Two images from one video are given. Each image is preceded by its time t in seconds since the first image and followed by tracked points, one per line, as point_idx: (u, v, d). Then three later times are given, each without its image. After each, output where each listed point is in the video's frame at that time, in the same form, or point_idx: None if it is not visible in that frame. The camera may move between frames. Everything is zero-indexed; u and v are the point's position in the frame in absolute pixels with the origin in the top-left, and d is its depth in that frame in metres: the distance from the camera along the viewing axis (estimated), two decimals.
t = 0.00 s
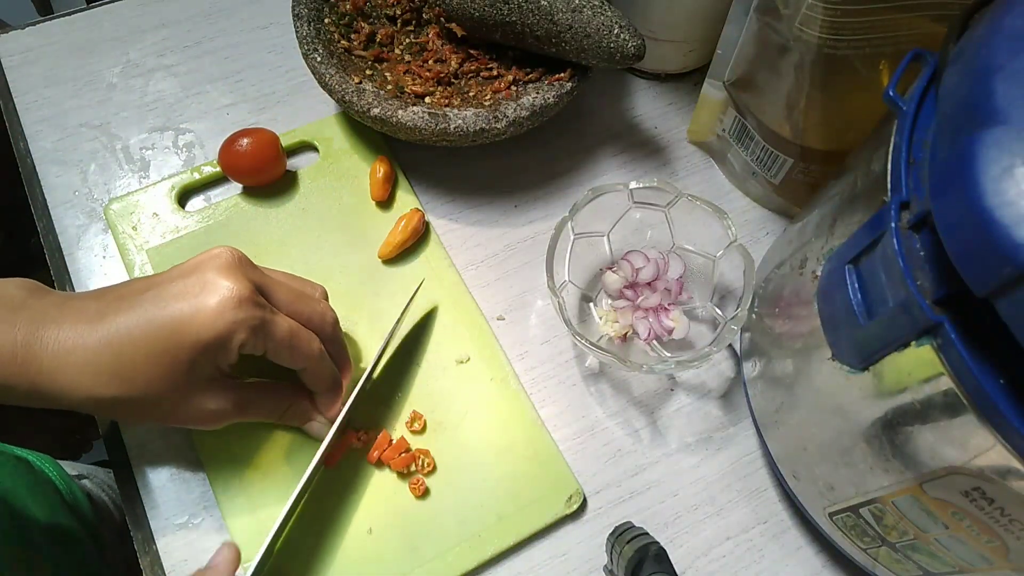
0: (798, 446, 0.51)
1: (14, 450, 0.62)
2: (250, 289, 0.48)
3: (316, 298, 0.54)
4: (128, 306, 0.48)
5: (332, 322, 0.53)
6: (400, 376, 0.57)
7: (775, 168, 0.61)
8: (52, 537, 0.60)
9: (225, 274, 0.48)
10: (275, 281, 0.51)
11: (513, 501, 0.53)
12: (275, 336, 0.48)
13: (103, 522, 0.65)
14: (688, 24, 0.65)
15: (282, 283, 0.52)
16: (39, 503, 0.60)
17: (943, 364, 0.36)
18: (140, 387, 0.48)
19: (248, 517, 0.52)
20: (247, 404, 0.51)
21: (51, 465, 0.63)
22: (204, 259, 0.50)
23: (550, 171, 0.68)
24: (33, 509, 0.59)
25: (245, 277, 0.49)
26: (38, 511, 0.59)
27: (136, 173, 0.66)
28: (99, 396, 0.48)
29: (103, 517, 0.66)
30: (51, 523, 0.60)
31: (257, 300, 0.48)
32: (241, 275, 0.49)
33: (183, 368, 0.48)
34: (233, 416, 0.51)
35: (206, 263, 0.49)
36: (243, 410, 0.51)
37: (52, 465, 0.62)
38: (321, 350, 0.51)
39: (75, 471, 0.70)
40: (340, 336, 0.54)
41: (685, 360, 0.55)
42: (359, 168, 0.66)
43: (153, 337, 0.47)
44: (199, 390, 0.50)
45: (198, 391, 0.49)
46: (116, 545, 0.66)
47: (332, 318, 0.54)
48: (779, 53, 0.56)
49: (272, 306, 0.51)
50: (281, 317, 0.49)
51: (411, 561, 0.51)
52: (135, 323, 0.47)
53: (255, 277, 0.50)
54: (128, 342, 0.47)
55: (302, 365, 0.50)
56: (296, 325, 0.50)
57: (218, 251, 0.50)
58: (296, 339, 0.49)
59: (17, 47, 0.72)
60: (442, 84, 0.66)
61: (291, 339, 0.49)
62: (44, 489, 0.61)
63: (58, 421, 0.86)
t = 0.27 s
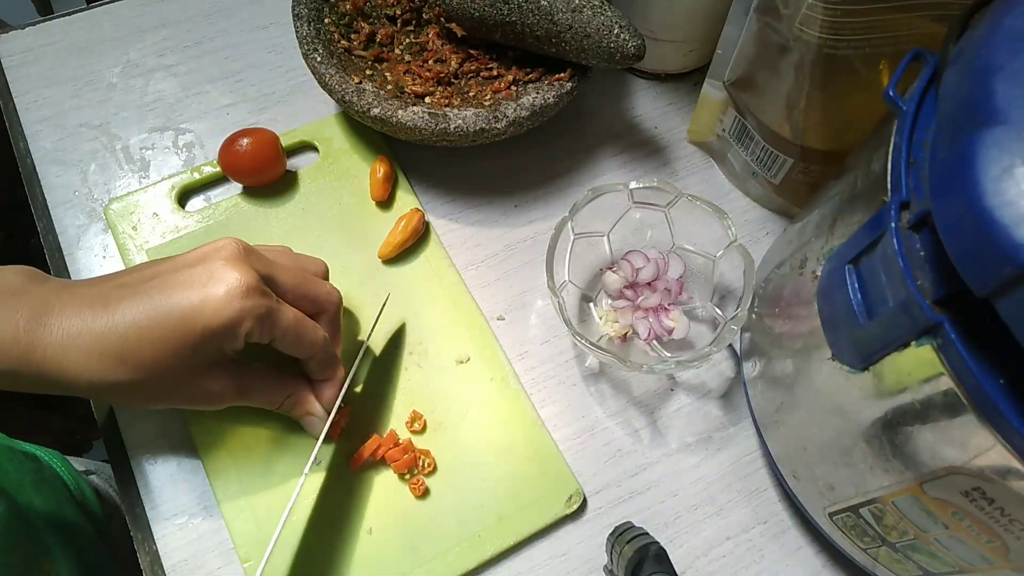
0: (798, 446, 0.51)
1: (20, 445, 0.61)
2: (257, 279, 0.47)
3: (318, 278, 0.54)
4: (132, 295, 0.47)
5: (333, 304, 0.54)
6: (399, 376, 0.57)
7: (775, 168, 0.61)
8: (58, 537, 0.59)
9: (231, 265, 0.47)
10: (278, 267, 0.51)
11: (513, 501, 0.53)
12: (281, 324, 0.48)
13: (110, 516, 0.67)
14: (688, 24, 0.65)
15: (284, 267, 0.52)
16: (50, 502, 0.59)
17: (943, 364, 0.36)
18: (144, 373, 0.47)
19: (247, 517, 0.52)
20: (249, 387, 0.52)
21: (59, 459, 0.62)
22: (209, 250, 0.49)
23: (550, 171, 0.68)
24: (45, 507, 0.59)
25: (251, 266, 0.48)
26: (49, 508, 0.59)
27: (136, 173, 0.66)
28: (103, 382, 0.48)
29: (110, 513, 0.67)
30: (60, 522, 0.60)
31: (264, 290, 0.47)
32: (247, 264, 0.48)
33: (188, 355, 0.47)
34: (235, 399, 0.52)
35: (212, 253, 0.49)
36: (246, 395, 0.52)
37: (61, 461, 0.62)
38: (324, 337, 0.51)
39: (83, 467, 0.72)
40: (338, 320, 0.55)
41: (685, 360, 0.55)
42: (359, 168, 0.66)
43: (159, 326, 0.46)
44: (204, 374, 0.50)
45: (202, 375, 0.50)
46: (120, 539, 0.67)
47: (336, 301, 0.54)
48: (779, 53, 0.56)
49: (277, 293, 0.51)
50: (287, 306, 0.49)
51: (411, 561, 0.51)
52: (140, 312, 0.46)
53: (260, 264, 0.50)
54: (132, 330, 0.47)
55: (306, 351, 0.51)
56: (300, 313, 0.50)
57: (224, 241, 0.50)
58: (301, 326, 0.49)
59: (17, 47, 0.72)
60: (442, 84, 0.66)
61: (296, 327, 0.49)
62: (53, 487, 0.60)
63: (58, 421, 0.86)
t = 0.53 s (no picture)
0: (801, 448, 0.51)
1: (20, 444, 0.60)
2: (247, 280, 0.48)
3: (309, 283, 0.54)
4: (125, 301, 0.48)
5: (325, 309, 0.55)
6: (398, 377, 0.57)
7: (778, 167, 0.60)
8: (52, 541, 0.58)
9: (223, 267, 0.48)
10: (270, 271, 0.52)
11: (513, 503, 0.53)
12: (272, 326, 0.49)
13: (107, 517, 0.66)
14: (690, 21, 0.64)
15: (276, 270, 0.53)
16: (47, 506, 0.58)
17: (948, 365, 0.35)
18: (134, 377, 0.47)
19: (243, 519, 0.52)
20: (241, 391, 0.51)
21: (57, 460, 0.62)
22: (201, 253, 0.50)
23: (550, 170, 0.67)
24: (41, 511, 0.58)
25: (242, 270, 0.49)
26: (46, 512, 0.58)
27: (132, 172, 0.66)
28: (94, 390, 0.48)
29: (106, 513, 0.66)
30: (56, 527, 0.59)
31: (255, 291, 0.48)
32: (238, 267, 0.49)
33: (178, 356, 0.47)
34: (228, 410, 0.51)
35: (203, 257, 0.50)
36: (239, 407, 0.51)
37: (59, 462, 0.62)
38: (317, 339, 0.51)
39: (79, 468, 0.71)
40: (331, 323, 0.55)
41: (688, 361, 0.54)
42: (358, 167, 0.66)
43: (151, 327, 0.47)
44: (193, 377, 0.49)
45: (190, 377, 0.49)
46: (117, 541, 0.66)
47: (329, 304, 0.55)
48: (782, 50, 0.55)
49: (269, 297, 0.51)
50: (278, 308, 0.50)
51: (408, 564, 0.51)
52: (132, 314, 0.47)
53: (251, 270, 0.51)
54: (123, 333, 0.47)
55: (298, 355, 0.51)
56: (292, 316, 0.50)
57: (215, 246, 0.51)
58: (292, 328, 0.50)
59: (12, 44, 0.71)
60: (441, 82, 0.65)
61: (287, 329, 0.49)
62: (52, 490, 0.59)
63: (56, 421, 0.85)
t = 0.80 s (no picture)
0: (797, 446, 0.51)
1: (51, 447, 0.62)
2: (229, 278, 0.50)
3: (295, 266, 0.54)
4: (109, 308, 0.49)
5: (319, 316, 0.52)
6: (400, 376, 0.57)
7: (775, 168, 0.61)
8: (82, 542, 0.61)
9: (206, 269, 0.50)
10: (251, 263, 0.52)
11: (513, 500, 0.53)
12: (263, 312, 0.50)
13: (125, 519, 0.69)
14: (688, 24, 0.65)
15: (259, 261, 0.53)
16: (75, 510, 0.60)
17: (943, 364, 0.36)
18: (120, 380, 0.47)
19: (247, 517, 0.52)
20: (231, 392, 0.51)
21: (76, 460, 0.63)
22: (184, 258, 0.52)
23: (550, 171, 0.68)
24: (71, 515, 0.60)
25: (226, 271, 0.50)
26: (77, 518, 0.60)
27: (136, 173, 0.67)
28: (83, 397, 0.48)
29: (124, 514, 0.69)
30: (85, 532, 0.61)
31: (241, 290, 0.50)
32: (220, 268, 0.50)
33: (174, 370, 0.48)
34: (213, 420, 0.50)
35: (187, 260, 0.51)
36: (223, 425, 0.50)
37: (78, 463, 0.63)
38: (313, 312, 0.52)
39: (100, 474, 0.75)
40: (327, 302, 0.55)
41: (685, 360, 0.55)
42: (360, 168, 0.66)
43: (143, 332, 0.48)
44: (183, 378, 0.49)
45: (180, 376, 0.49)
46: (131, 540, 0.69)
47: (319, 282, 0.55)
48: (779, 53, 0.56)
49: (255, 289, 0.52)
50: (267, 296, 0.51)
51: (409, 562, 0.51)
52: (117, 318, 0.48)
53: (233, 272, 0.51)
54: (107, 337, 0.48)
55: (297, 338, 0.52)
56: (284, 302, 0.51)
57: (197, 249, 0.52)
58: (286, 311, 0.51)
59: (17, 46, 0.72)
60: (442, 84, 0.66)
61: (282, 314, 0.51)
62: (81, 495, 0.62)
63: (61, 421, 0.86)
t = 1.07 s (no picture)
0: (798, 446, 0.51)
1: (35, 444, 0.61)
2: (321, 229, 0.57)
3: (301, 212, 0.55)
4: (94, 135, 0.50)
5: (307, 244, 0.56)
6: (400, 376, 0.57)
7: (775, 168, 0.61)
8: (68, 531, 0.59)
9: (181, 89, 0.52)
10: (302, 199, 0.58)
11: (513, 500, 0.53)
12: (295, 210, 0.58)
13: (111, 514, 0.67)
14: (688, 24, 0.65)
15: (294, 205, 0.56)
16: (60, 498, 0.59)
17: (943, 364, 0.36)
18: (114, 197, 0.50)
19: (246, 517, 0.52)
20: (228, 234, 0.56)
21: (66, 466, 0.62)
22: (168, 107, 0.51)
23: (550, 171, 0.68)
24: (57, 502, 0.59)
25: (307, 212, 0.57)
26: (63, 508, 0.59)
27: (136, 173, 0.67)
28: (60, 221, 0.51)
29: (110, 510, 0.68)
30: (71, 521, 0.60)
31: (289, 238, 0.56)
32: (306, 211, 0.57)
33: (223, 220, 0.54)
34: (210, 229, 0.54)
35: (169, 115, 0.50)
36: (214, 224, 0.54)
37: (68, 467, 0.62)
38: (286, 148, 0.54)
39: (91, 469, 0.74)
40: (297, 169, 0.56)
41: (685, 360, 0.55)
42: (360, 168, 0.66)
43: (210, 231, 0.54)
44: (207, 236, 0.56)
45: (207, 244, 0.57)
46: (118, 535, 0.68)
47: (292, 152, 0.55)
48: (779, 53, 0.56)
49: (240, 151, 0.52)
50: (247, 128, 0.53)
51: (409, 562, 0.51)
52: (104, 140, 0.50)
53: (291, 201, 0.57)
54: (80, 161, 0.50)
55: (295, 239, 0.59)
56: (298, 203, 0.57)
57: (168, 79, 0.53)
58: (267, 141, 0.53)
59: (17, 46, 0.72)
60: (442, 84, 0.66)
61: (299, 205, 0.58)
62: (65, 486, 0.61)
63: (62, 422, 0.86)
